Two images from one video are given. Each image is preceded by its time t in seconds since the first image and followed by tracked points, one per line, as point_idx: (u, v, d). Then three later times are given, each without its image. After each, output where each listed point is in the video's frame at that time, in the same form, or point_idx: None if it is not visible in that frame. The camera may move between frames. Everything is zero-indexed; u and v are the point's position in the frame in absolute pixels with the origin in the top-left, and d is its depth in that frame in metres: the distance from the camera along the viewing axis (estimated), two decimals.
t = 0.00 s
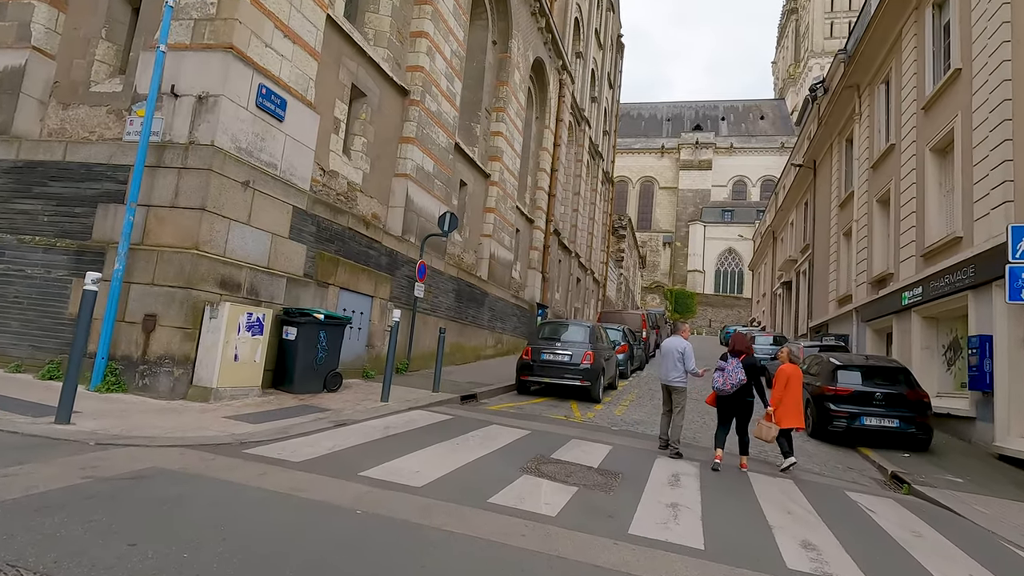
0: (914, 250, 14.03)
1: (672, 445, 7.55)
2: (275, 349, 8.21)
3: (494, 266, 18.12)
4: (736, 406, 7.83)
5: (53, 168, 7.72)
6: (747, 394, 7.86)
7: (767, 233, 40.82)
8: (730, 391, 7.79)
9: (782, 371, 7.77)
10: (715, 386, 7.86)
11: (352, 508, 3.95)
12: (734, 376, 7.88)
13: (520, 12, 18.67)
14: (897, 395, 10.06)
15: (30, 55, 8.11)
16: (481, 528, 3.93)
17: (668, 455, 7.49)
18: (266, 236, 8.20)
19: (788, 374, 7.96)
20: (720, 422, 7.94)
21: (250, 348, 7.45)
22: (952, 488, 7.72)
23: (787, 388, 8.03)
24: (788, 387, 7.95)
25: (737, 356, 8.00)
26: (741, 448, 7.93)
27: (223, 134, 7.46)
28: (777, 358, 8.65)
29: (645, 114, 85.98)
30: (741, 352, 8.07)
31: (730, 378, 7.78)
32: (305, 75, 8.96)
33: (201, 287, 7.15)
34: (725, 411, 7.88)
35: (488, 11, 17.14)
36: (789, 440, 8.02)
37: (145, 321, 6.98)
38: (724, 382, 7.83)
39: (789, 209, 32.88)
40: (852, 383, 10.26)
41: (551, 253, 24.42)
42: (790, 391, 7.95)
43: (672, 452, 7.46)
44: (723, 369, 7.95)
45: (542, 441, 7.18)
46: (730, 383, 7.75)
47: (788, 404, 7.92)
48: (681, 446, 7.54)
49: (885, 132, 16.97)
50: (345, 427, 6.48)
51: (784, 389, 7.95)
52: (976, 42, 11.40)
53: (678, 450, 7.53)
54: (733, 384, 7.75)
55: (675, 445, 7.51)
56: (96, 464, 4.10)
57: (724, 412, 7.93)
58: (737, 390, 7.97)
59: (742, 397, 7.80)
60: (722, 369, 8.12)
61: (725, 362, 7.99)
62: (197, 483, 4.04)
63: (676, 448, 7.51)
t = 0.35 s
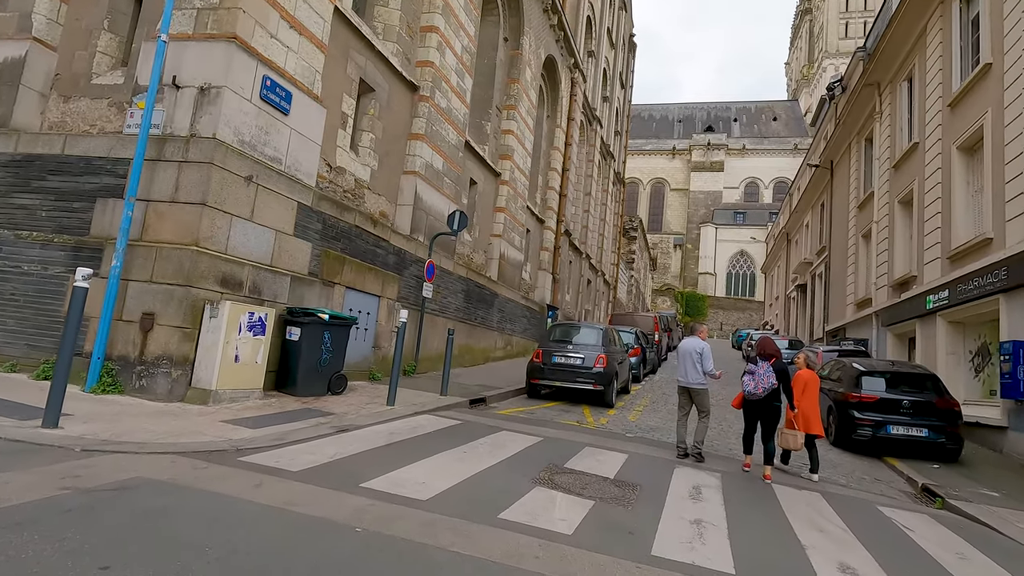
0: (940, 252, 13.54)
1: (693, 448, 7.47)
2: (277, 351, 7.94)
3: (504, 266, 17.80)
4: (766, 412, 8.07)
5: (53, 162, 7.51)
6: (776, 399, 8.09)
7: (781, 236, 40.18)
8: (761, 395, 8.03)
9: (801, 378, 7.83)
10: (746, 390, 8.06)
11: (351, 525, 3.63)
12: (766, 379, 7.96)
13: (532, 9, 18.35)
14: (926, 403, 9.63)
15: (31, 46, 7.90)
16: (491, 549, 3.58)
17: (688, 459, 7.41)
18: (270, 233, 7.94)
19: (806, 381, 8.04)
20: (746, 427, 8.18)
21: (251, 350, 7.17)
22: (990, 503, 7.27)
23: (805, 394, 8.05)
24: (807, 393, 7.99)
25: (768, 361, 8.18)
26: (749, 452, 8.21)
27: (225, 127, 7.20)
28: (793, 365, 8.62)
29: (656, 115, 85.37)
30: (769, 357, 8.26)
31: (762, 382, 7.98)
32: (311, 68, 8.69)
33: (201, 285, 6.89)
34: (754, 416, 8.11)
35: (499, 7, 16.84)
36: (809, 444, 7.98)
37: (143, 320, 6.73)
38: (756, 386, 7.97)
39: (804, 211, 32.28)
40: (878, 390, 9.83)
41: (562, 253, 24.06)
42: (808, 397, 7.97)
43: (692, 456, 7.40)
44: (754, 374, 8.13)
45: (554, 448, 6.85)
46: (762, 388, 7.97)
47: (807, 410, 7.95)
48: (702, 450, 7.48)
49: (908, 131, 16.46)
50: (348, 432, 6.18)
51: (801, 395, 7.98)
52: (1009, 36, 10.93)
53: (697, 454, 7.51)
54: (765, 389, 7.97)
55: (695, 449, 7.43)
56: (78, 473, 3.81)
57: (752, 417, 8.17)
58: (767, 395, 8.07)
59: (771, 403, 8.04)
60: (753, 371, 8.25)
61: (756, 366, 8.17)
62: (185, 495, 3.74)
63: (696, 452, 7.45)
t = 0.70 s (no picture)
0: (971, 254, 13.01)
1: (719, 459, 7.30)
2: (283, 352, 7.64)
3: (516, 267, 17.45)
4: (793, 422, 7.71)
5: (53, 155, 7.27)
6: (802, 408, 7.70)
7: (797, 238, 39.49)
8: (786, 404, 7.70)
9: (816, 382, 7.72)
10: (769, 399, 7.79)
11: (355, 548, 3.28)
12: (789, 387, 7.66)
13: (547, 5, 18.01)
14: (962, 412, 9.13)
15: (34, 37, 7.67)
16: None
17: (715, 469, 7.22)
18: (276, 230, 7.64)
19: (821, 386, 7.82)
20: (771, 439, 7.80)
21: (255, 352, 6.86)
22: None
23: (821, 401, 7.83)
24: (824, 399, 7.74)
25: (790, 368, 7.80)
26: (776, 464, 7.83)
27: (231, 119, 6.92)
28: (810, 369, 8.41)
29: (669, 116, 84.61)
30: (791, 363, 7.83)
31: (786, 391, 7.67)
32: (320, 59, 8.40)
33: (203, 284, 6.60)
34: (781, 426, 7.75)
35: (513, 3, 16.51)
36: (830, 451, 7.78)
37: (142, 320, 6.46)
38: (780, 395, 7.68)
39: (822, 213, 31.64)
40: (910, 398, 9.35)
41: (574, 254, 23.66)
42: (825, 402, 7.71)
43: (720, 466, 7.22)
44: (776, 381, 7.82)
45: (572, 458, 6.48)
46: (788, 398, 7.66)
47: (823, 416, 7.66)
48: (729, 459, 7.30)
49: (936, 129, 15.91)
50: (355, 440, 5.84)
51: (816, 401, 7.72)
52: None
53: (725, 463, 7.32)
54: (790, 398, 7.66)
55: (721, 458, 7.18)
56: (59, 486, 3.50)
57: (778, 427, 7.79)
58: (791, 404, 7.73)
59: (797, 411, 7.68)
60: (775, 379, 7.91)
61: (778, 374, 7.86)
62: (174, 511, 3.41)
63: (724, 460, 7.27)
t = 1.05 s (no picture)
0: (1001, 255, 12.55)
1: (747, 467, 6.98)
2: (289, 355, 7.36)
3: (527, 268, 17.11)
4: (812, 423, 7.33)
5: (53, 150, 7.05)
6: (825, 410, 7.28)
7: (811, 240, 38.86)
8: (805, 405, 7.33)
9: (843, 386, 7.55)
10: (788, 399, 7.46)
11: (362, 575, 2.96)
12: (810, 389, 7.27)
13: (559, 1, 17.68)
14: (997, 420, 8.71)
15: (34, 29, 7.45)
16: None
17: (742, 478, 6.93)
18: (282, 228, 7.37)
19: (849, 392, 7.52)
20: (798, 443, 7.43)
21: (260, 354, 6.57)
22: None
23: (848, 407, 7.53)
24: (851, 404, 7.45)
25: (816, 368, 7.42)
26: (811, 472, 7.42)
27: (235, 112, 6.65)
28: (839, 375, 8.26)
29: (678, 117, 84.00)
30: (818, 364, 7.42)
31: (805, 391, 7.31)
32: (328, 52, 8.12)
33: (205, 284, 6.33)
34: (801, 429, 7.38)
35: None
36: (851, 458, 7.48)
37: (142, 321, 6.19)
38: (798, 394, 7.33)
39: (837, 215, 31.09)
40: (942, 406, 8.93)
41: (585, 255, 23.29)
42: (852, 407, 7.44)
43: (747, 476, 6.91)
44: (799, 381, 7.47)
45: (591, 469, 6.15)
46: (805, 398, 7.29)
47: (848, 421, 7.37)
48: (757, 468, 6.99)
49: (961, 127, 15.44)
50: (362, 448, 5.53)
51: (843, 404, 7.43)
52: None
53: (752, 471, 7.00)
54: (808, 399, 7.27)
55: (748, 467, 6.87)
56: (41, 502, 3.21)
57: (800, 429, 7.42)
58: (812, 406, 7.31)
59: (818, 413, 7.28)
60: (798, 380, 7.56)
61: (803, 374, 7.49)
62: (165, 532, 3.11)
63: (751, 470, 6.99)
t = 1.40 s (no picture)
0: None
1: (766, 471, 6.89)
2: (289, 359, 7.07)
3: (534, 269, 16.80)
4: (839, 433, 6.99)
5: (45, 147, 6.80)
6: (852, 417, 6.94)
7: (821, 240, 38.31)
8: (831, 414, 7.01)
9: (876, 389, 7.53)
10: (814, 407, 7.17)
11: None
12: (834, 397, 6.95)
13: None
14: None
15: (26, 22, 7.20)
16: None
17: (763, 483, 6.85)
18: (281, 226, 7.08)
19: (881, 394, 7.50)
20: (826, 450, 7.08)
21: (258, 358, 6.28)
22: None
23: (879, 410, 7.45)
24: (883, 406, 7.43)
25: (843, 375, 7.15)
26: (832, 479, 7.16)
27: (232, 105, 6.37)
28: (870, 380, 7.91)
29: (685, 118, 83.49)
30: (846, 371, 7.15)
31: (830, 400, 7.00)
32: (329, 44, 7.83)
33: (201, 284, 6.05)
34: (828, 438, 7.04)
35: None
36: (880, 462, 7.14)
37: (134, 323, 5.91)
38: (823, 403, 7.03)
39: (848, 214, 30.61)
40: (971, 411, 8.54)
41: (593, 256, 22.93)
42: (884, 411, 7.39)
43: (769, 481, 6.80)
44: (826, 389, 7.18)
45: (606, 479, 5.81)
46: (829, 407, 6.97)
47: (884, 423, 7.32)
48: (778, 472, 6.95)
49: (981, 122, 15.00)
50: (364, 458, 5.22)
51: (877, 406, 7.35)
52: None
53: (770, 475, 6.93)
54: (833, 408, 6.95)
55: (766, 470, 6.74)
56: (6, 524, 2.91)
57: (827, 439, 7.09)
58: (838, 416, 6.97)
59: (844, 422, 6.94)
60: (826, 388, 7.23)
61: (830, 381, 7.21)
62: (141, 558, 2.80)
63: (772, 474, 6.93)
